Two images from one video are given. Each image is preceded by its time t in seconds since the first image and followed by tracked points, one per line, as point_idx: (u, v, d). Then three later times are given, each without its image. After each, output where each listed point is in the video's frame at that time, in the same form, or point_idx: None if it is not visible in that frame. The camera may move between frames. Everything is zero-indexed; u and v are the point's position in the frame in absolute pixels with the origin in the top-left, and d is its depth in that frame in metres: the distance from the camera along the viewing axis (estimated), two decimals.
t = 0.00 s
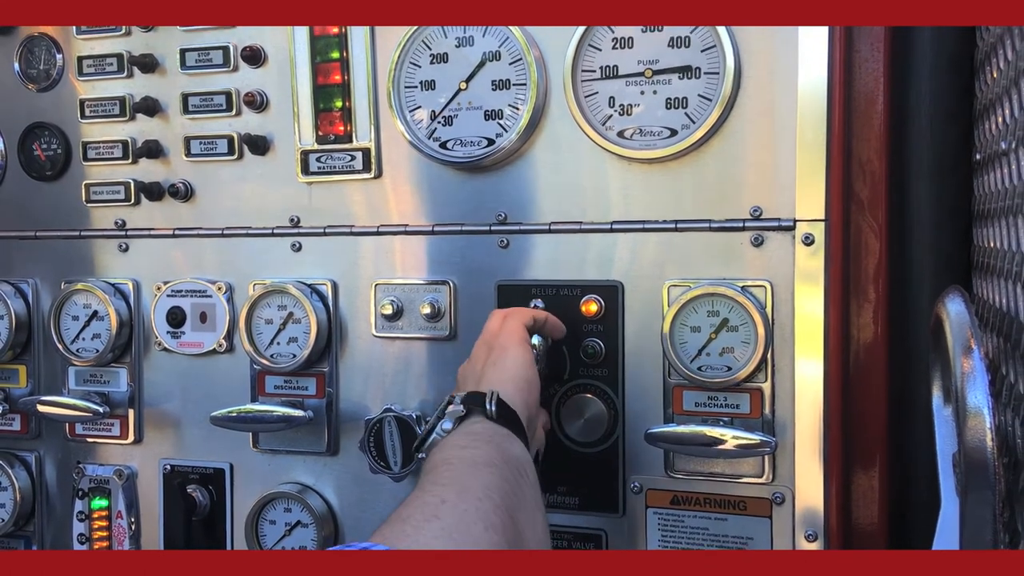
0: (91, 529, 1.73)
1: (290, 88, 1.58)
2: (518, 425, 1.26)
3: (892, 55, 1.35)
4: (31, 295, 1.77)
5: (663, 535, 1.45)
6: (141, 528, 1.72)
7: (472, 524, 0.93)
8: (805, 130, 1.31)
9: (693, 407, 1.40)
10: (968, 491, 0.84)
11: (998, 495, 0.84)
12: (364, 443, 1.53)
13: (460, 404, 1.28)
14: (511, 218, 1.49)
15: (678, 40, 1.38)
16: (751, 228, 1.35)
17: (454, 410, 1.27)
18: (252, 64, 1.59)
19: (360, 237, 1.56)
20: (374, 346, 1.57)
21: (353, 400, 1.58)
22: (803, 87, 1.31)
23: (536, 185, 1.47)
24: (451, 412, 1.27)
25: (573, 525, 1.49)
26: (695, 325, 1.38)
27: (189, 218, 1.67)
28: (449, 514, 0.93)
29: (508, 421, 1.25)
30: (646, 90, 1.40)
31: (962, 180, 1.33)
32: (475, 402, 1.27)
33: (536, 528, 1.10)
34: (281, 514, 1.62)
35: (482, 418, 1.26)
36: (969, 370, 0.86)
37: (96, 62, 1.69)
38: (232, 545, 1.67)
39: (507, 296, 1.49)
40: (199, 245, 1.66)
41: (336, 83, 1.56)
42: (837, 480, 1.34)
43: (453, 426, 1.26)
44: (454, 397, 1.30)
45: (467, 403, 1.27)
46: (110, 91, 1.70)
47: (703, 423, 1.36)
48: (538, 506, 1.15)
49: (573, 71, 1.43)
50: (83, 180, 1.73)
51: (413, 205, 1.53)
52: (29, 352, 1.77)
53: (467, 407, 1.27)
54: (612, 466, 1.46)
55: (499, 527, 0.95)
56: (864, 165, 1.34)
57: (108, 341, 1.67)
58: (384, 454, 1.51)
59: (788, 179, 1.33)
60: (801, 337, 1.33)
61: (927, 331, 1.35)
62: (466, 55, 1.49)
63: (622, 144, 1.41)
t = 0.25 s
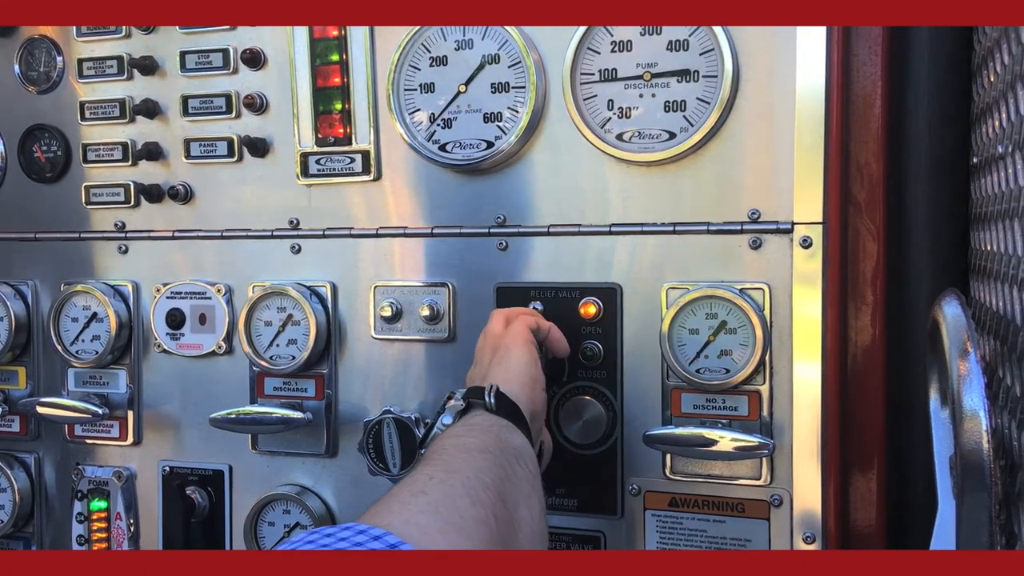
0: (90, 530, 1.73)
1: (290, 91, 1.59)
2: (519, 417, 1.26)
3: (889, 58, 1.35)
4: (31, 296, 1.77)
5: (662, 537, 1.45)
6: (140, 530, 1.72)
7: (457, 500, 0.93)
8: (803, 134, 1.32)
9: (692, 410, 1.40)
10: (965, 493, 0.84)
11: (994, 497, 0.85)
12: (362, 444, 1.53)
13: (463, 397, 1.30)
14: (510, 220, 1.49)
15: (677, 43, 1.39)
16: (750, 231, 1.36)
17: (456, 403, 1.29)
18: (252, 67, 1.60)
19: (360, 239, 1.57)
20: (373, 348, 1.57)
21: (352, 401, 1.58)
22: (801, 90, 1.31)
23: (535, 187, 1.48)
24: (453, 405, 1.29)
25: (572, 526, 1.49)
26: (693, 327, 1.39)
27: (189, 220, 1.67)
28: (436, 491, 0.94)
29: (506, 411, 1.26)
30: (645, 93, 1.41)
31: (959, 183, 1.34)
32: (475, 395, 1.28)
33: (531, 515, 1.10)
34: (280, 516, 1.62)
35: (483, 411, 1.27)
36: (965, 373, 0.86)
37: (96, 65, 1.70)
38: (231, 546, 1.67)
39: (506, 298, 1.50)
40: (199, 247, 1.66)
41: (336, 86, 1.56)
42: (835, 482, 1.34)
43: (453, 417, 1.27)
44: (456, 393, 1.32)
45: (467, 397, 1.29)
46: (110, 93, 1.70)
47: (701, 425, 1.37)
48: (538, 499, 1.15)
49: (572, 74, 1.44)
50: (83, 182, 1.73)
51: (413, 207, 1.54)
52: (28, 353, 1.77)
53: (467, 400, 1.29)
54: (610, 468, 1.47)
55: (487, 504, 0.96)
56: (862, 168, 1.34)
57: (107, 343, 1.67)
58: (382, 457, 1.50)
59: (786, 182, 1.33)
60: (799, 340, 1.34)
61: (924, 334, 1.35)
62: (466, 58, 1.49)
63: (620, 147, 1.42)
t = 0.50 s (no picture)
0: (90, 530, 1.73)
1: (289, 92, 1.59)
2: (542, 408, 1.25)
3: (888, 59, 1.35)
4: (31, 297, 1.77)
5: (660, 537, 1.45)
6: (140, 530, 1.72)
7: (450, 473, 0.93)
8: (801, 135, 1.32)
9: (690, 410, 1.41)
10: (961, 493, 0.84)
11: (992, 497, 0.85)
12: (362, 444, 1.53)
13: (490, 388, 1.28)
14: (509, 221, 1.50)
15: (676, 44, 1.39)
16: (748, 232, 1.36)
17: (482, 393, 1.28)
18: (252, 68, 1.60)
19: (359, 239, 1.57)
20: (372, 348, 1.57)
21: (351, 402, 1.59)
22: (800, 91, 1.32)
23: (535, 188, 1.48)
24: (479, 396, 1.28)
25: (571, 527, 1.50)
26: (692, 328, 1.39)
27: (188, 221, 1.67)
28: (431, 463, 0.96)
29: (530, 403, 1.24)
30: (644, 94, 1.41)
31: (956, 185, 1.34)
32: (500, 387, 1.27)
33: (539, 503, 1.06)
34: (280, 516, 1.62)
35: (507, 402, 1.25)
36: (962, 373, 0.86)
37: (96, 66, 1.70)
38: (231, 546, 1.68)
39: (505, 299, 1.50)
40: (199, 248, 1.67)
41: (335, 87, 1.57)
42: (833, 482, 1.34)
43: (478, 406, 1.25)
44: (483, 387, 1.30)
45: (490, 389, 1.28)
46: (111, 94, 1.70)
47: (700, 426, 1.37)
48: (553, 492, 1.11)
49: (571, 75, 1.44)
50: (83, 183, 1.73)
51: (412, 208, 1.54)
52: (29, 354, 1.77)
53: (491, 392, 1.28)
54: (609, 468, 1.47)
55: (483, 478, 0.94)
56: (860, 169, 1.35)
57: (107, 343, 1.68)
58: (382, 456, 1.51)
59: (784, 183, 1.34)
60: (797, 340, 1.34)
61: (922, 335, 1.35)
62: (465, 59, 1.49)
63: (619, 148, 1.42)
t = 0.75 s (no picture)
0: (94, 529, 1.74)
1: (292, 92, 1.60)
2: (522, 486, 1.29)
3: (888, 59, 1.36)
4: (35, 296, 1.78)
5: (662, 536, 1.46)
6: (143, 529, 1.73)
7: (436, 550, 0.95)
8: (802, 134, 1.32)
9: (692, 409, 1.41)
10: (962, 491, 0.85)
11: (992, 495, 0.86)
12: (364, 443, 1.53)
13: (506, 459, 1.26)
14: (511, 221, 1.50)
15: (677, 45, 1.39)
16: (749, 231, 1.37)
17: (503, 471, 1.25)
18: (255, 68, 1.60)
19: (361, 239, 1.58)
20: (375, 348, 1.58)
21: (354, 401, 1.59)
22: (801, 90, 1.32)
23: (536, 188, 1.49)
24: (500, 469, 1.25)
25: (573, 525, 1.50)
26: (694, 327, 1.39)
27: (191, 221, 1.68)
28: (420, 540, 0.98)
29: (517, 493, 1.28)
30: (645, 94, 1.42)
31: (957, 185, 1.35)
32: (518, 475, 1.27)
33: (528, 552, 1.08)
34: (282, 515, 1.63)
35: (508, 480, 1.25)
36: (962, 371, 0.87)
37: (100, 66, 1.71)
38: (234, 545, 1.68)
39: (507, 298, 1.51)
40: (202, 248, 1.67)
41: (338, 87, 1.57)
42: (835, 481, 1.35)
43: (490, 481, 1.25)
44: (503, 455, 1.26)
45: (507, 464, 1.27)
46: (114, 94, 1.71)
47: (702, 425, 1.37)
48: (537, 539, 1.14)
49: (573, 76, 1.45)
50: (86, 183, 1.74)
51: (414, 207, 1.55)
52: (32, 353, 1.78)
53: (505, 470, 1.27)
54: (611, 467, 1.47)
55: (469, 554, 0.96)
56: (861, 168, 1.35)
57: (111, 343, 1.68)
58: (385, 456, 1.51)
59: (786, 182, 1.34)
60: (799, 339, 1.34)
61: (923, 334, 1.36)
62: (467, 59, 1.50)
63: (621, 148, 1.42)
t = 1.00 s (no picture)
0: (98, 528, 1.74)
1: (295, 92, 1.60)
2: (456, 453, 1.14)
3: (892, 58, 1.36)
4: (39, 296, 1.78)
5: (666, 534, 1.46)
6: (147, 528, 1.73)
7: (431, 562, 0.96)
8: (805, 133, 1.33)
9: (695, 408, 1.41)
10: (966, 489, 0.85)
11: (996, 493, 0.86)
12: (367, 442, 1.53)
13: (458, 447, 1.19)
14: (515, 220, 1.50)
15: (680, 44, 1.40)
16: (753, 230, 1.37)
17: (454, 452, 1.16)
18: (258, 68, 1.61)
19: (364, 239, 1.58)
20: (378, 347, 1.58)
21: (357, 400, 1.60)
22: (804, 89, 1.32)
23: (539, 188, 1.49)
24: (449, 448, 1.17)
25: (576, 524, 1.51)
26: (697, 326, 1.40)
27: (195, 221, 1.69)
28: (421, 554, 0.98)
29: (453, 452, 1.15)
30: (648, 94, 1.42)
31: (961, 184, 1.35)
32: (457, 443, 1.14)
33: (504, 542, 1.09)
34: (287, 513, 1.63)
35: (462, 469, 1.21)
36: (966, 370, 0.87)
37: (104, 66, 1.71)
38: (238, 543, 1.69)
39: (510, 297, 1.51)
40: (205, 247, 1.68)
41: (341, 87, 1.57)
42: (838, 480, 1.35)
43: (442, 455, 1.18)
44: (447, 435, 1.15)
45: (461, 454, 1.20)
46: (118, 95, 1.72)
47: (705, 424, 1.38)
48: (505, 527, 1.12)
49: (576, 75, 1.45)
50: (90, 183, 1.74)
51: (417, 207, 1.55)
52: (37, 353, 1.79)
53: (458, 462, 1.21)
54: (614, 466, 1.48)
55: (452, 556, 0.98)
56: (864, 167, 1.35)
57: (115, 342, 1.69)
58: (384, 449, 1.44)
59: (789, 180, 1.34)
60: (802, 338, 1.34)
61: (926, 333, 1.36)
62: (470, 58, 1.50)
63: (624, 147, 1.43)
